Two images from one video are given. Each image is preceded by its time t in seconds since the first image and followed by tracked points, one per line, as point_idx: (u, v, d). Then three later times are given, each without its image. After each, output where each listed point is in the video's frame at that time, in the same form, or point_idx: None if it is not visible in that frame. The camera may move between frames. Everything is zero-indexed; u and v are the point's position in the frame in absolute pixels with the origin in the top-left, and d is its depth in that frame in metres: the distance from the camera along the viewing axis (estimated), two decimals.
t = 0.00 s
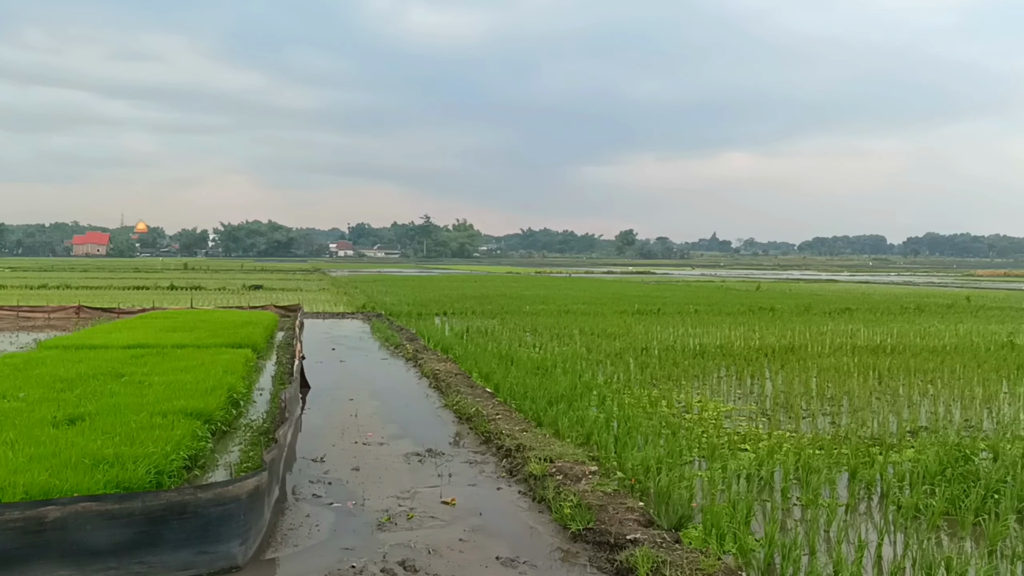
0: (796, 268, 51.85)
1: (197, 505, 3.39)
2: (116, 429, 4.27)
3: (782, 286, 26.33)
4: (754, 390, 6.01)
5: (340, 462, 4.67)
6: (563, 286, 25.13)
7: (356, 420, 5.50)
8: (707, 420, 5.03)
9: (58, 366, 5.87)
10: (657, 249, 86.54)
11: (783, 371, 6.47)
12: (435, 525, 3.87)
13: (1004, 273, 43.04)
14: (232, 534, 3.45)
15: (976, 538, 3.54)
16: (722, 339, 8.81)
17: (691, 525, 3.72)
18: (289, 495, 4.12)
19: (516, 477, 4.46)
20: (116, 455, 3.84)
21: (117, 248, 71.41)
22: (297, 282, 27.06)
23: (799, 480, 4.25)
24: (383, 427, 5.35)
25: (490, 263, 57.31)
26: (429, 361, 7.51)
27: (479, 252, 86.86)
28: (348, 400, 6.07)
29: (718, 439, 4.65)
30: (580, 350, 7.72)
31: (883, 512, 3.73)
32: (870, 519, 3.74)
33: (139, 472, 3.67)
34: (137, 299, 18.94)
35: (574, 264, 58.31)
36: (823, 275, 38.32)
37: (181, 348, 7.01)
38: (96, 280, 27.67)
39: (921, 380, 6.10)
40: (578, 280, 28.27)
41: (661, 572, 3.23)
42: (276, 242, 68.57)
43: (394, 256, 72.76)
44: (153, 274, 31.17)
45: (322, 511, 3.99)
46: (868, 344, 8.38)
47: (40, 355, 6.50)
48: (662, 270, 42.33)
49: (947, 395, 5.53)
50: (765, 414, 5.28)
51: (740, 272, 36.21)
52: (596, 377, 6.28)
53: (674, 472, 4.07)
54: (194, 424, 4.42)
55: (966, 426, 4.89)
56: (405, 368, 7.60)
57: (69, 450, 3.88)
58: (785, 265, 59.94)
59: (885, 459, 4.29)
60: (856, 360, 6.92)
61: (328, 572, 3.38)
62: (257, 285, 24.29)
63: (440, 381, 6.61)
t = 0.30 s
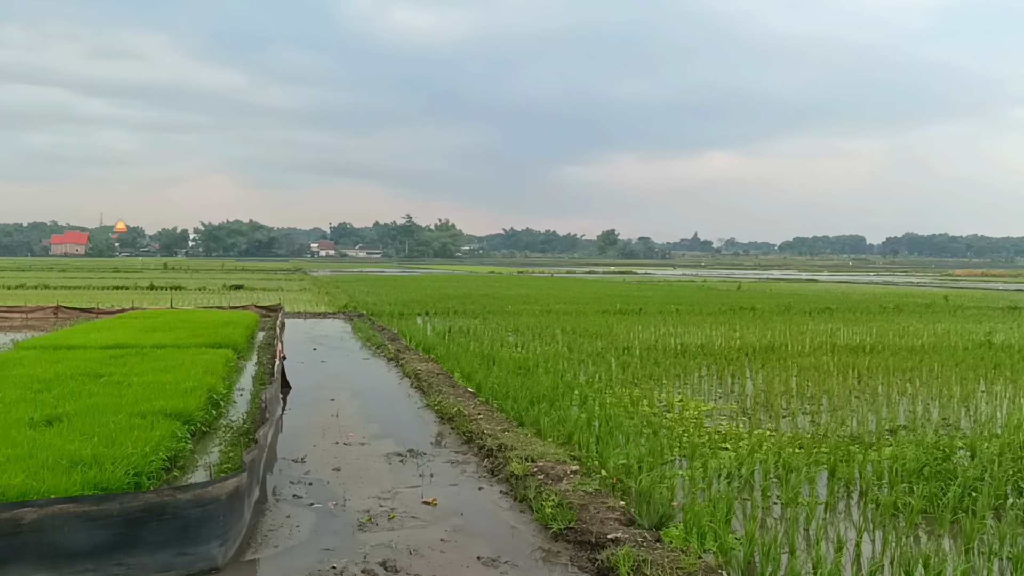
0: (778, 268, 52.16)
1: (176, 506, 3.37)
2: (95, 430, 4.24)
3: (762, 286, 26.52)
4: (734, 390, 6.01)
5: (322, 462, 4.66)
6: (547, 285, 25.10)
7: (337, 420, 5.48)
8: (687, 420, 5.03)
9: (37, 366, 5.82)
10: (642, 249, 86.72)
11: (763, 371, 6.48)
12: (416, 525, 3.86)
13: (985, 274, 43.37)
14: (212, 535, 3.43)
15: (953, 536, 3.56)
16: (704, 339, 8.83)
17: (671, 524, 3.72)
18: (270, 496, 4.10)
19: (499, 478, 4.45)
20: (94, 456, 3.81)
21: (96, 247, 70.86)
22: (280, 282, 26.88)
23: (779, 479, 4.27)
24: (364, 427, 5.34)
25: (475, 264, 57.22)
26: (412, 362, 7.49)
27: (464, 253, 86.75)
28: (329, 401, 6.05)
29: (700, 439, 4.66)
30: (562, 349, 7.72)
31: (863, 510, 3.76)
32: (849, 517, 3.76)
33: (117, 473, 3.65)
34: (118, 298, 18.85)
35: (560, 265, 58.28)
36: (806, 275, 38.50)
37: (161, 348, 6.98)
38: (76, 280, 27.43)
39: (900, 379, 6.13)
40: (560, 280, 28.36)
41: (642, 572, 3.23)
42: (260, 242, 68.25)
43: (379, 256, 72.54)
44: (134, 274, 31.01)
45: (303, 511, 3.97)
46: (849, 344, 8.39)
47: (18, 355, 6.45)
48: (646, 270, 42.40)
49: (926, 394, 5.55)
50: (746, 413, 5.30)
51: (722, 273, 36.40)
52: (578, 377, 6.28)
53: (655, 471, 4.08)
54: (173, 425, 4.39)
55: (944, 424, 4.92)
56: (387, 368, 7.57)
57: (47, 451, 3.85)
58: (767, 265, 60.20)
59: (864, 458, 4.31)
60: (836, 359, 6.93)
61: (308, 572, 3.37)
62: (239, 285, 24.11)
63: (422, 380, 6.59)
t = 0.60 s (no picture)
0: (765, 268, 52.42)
1: (160, 508, 3.35)
2: (78, 431, 4.21)
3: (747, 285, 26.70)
4: (719, 389, 6.04)
5: (308, 463, 4.64)
6: (534, 285, 25.10)
7: (323, 421, 5.46)
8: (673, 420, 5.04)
9: (20, 367, 5.78)
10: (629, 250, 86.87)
11: (748, 371, 6.51)
12: (402, 526, 3.85)
13: (970, 274, 43.65)
14: (196, 537, 3.41)
15: (937, 534, 3.58)
16: (689, 339, 8.85)
17: (657, 524, 3.73)
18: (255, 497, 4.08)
19: (485, 477, 4.45)
20: (77, 457, 3.78)
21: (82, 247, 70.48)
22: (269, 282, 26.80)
23: (764, 479, 4.28)
24: (350, 427, 5.32)
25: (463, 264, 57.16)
26: (398, 362, 7.48)
27: (452, 253, 86.66)
28: (315, 401, 6.03)
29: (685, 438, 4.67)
30: (548, 350, 7.72)
31: (847, 509, 3.78)
32: (833, 516, 3.78)
33: (100, 475, 3.62)
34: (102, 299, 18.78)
35: (548, 265, 58.27)
36: (793, 276, 38.66)
37: (145, 348, 6.95)
38: (61, 280, 27.25)
39: (884, 379, 6.17)
40: (546, 280, 28.42)
41: (628, 571, 3.24)
42: (247, 243, 68.05)
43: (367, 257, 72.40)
44: (119, 275, 30.88)
45: (288, 513, 3.95)
46: (834, 344, 8.43)
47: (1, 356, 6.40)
48: (635, 271, 42.50)
49: (910, 394, 5.59)
50: (731, 413, 5.31)
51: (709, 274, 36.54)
52: (564, 377, 6.29)
53: (642, 471, 4.08)
54: (157, 426, 4.37)
55: (927, 424, 4.95)
56: (373, 369, 7.56)
57: (29, 452, 3.82)
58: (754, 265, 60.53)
59: (849, 458, 4.33)
60: (821, 359, 6.97)
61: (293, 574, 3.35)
62: (225, 285, 24.00)
63: (408, 381, 6.59)
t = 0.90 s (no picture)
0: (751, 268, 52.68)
1: (143, 509, 3.33)
2: (61, 432, 4.18)
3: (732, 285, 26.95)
4: (704, 389, 6.06)
5: (292, 462, 4.63)
6: (520, 285, 25.15)
7: (308, 421, 5.45)
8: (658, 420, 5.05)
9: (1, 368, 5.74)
10: (617, 250, 87.04)
11: (733, 371, 6.53)
12: (387, 527, 3.85)
13: (954, 275, 43.95)
14: (180, 538, 3.39)
15: (919, 533, 3.61)
16: (674, 339, 8.86)
17: (642, 523, 3.74)
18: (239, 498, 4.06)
19: (470, 478, 4.45)
20: (59, 459, 3.76)
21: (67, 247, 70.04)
22: (255, 282, 26.70)
23: (748, 478, 4.30)
24: (335, 428, 5.31)
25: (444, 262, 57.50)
26: (383, 362, 7.47)
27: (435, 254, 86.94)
28: (300, 402, 6.01)
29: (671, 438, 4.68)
30: (534, 350, 7.73)
31: (830, 509, 3.80)
32: (817, 515, 3.80)
33: (83, 476, 3.60)
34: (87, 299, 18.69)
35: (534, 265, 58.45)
36: (779, 276, 38.83)
37: (129, 349, 6.91)
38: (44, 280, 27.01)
39: (868, 379, 6.20)
40: (533, 281, 28.59)
41: (613, 571, 3.24)
42: (233, 243, 67.84)
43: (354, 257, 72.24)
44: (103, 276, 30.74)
45: (273, 513, 3.94)
46: (818, 344, 8.47)
47: None
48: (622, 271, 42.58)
49: (893, 394, 5.62)
50: (716, 413, 5.33)
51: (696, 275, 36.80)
52: (550, 377, 6.30)
53: (627, 471, 4.09)
54: (141, 427, 4.34)
55: (909, 423, 4.98)
56: (359, 369, 7.55)
57: (11, 454, 3.79)
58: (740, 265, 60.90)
59: (833, 457, 4.35)
60: (805, 359, 7.00)
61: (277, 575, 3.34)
62: (202, 285, 23.90)
63: (393, 381, 6.57)
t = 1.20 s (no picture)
0: (739, 269, 52.95)
1: (129, 511, 3.32)
2: (45, 434, 4.16)
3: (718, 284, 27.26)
4: (691, 389, 6.07)
5: (279, 463, 4.62)
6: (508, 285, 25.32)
7: (294, 422, 5.43)
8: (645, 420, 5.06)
9: None
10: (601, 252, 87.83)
11: (720, 371, 6.55)
12: (374, 527, 3.84)
13: (939, 276, 44.57)
14: (165, 540, 3.37)
15: (905, 532, 3.63)
16: (662, 339, 8.89)
17: (629, 524, 3.74)
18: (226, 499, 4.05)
19: (457, 478, 4.44)
20: (44, 460, 3.74)
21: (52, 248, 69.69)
22: (216, 280, 27.03)
23: (734, 478, 4.31)
24: (322, 429, 5.30)
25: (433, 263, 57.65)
26: (371, 363, 7.45)
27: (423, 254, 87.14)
28: (286, 403, 5.98)
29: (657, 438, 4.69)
30: (522, 350, 7.73)
31: (817, 508, 3.82)
32: (803, 515, 3.82)
33: (68, 478, 3.58)
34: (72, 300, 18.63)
35: (523, 265, 58.70)
36: (766, 277, 39.08)
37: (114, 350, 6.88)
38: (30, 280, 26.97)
39: (854, 378, 6.23)
40: (522, 281, 28.80)
41: (601, 571, 3.24)
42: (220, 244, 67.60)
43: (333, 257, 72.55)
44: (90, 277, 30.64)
45: (259, 515, 3.93)
46: (805, 344, 8.52)
47: None
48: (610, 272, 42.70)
49: (879, 393, 5.64)
50: (702, 413, 5.34)
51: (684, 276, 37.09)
52: (537, 377, 6.30)
53: (614, 471, 4.09)
54: (126, 429, 4.32)
55: (895, 423, 5.01)
56: (346, 370, 7.53)
57: None
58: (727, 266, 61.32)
59: (819, 456, 4.36)
60: (792, 359, 7.03)
61: None
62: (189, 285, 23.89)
63: (381, 382, 6.56)
